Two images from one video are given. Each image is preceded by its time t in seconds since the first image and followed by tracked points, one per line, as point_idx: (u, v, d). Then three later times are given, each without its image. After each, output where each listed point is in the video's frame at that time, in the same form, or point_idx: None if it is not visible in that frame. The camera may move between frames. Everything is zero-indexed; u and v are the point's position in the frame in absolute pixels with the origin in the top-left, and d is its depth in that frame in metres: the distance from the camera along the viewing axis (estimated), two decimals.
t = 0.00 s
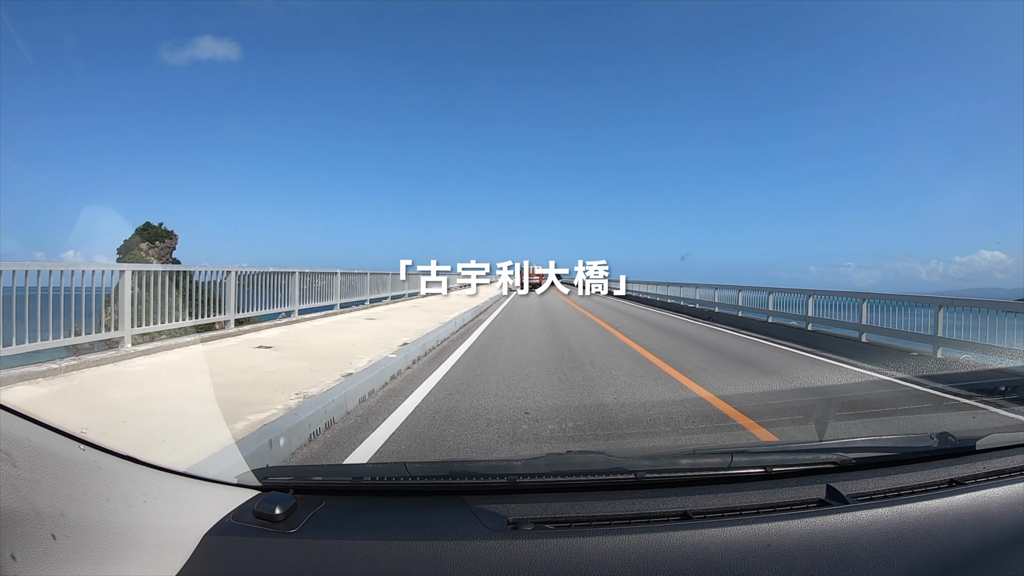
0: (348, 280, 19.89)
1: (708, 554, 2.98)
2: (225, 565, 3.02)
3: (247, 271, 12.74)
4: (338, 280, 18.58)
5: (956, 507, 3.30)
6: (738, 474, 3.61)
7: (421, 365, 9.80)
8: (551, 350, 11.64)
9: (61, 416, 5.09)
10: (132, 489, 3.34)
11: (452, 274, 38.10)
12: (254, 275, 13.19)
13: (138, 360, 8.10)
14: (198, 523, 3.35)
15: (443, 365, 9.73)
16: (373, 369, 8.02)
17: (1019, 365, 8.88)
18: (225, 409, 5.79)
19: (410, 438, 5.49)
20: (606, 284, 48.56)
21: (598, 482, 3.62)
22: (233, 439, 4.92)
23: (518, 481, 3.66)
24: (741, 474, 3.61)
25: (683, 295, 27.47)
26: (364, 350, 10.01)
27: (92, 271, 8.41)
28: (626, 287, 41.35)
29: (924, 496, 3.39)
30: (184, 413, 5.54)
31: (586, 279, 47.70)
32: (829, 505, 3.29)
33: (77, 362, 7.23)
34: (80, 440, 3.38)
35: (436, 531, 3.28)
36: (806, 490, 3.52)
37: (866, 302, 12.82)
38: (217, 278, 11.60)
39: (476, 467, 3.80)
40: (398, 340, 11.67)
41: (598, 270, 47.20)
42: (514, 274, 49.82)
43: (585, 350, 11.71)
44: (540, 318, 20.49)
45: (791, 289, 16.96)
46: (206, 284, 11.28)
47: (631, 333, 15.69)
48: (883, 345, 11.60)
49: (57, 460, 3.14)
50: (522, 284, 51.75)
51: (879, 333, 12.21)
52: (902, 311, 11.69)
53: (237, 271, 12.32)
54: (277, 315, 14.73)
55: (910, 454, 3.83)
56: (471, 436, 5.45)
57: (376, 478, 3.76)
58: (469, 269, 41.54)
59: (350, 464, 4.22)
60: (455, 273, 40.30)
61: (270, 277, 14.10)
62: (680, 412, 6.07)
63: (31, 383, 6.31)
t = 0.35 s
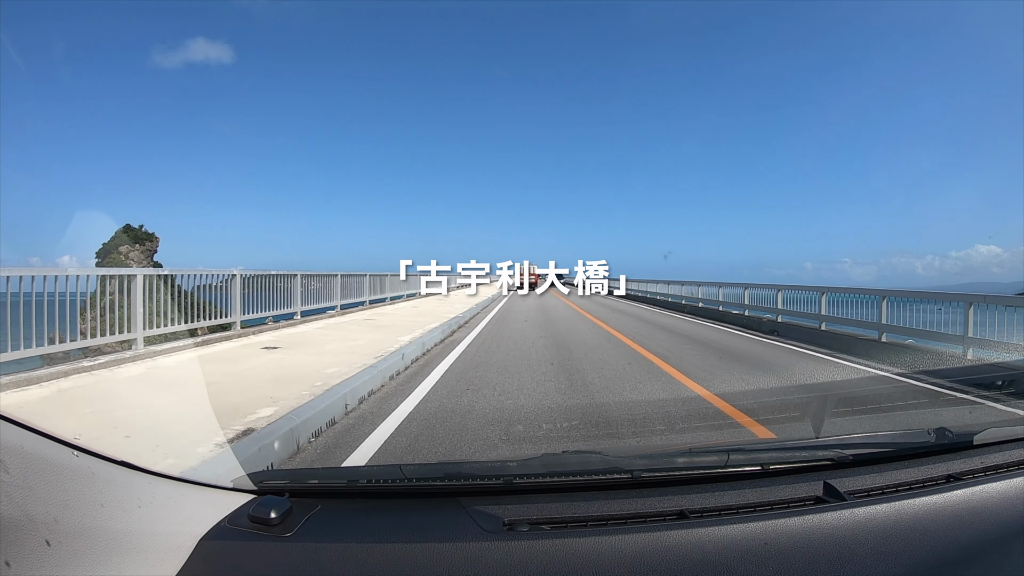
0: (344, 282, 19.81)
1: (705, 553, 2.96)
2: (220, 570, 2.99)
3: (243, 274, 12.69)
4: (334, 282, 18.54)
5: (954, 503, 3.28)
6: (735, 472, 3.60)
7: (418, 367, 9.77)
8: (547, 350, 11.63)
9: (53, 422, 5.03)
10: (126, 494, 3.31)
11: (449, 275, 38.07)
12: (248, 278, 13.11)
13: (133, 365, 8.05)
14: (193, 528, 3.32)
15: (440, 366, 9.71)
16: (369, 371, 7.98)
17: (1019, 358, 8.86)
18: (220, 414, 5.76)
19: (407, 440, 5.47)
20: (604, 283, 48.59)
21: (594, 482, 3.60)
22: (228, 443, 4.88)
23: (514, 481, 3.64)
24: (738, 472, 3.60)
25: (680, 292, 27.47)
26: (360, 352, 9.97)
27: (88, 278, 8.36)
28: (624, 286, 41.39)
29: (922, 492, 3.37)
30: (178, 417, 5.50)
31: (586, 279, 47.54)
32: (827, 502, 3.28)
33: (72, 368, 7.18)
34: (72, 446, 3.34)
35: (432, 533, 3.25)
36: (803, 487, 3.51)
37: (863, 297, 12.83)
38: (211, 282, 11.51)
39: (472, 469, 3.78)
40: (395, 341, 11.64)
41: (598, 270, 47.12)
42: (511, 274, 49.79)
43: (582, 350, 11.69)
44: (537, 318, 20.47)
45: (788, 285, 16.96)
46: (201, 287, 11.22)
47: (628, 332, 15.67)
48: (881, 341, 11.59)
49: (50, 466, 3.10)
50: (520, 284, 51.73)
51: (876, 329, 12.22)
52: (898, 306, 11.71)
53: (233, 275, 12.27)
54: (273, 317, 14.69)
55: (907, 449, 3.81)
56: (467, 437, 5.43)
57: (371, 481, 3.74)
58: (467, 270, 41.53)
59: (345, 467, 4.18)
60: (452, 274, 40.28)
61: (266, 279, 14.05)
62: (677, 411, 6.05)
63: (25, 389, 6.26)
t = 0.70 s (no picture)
0: (339, 284, 19.77)
1: (702, 548, 2.97)
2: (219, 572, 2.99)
3: (237, 277, 12.67)
4: (328, 283, 18.54)
5: (949, 495, 3.30)
6: (730, 467, 3.61)
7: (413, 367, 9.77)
8: (543, 349, 11.64)
9: (49, 427, 5.01)
10: (125, 498, 3.31)
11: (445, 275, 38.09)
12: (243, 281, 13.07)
13: (129, 370, 8.03)
14: (192, 530, 3.33)
15: (436, 366, 9.71)
16: (365, 372, 7.97)
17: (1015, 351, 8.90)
18: (216, 416, 5.75)
19: (403, 440, 5.47)
20: (601, 280, 48.64)
21: (591, 479, 3.61)
22: (224, 445, 4.87)
23: (511, 480, 3.65)
24: (733, 467, 3.61)
25: (677, 289, 27.50)
26: (356, 354, 9.96)
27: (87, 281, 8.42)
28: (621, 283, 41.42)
29: (917, 484, 3.39)
30: (174, 421, 5.49)
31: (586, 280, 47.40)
32: (822, 495, 3.30)
33: (68, 374, 7.15)
34: (71, 450, 3.34)
35: (430, 532, 3.26)
36: (799, 481, 3.53)
37: (858, 292, 12.88)
38: (204, 285, 11.47)
39: (468, 467, 3.79)
40: (390, 342, 11.65)
41: (598, 271, 46.75)
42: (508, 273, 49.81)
43: (578, 348, 11.71)
44: (533, 317, 20.47)
45: (783, 281, 17.01)
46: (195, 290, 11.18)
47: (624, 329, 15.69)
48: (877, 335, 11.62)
49: (48, 471, 3.10)
50: (517, 283, 51.73)
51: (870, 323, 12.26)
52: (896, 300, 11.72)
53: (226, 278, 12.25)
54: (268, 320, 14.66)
55: (901, 442, 3.84)
56: (463, 436, 5.44)
57: (368, 481, 3.74)
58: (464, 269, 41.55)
59: (342, 468, 4.18)
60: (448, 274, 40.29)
61: (261, 282, 14.03)
62: (673, 407, 6.07)
63: (20, 395, 6.23)
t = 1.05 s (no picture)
0: (335, 282, 19.69)
1: (705, 548, 2.96)
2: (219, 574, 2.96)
3: (232, 275, 12.59)
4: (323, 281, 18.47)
5: (951, 495, 3.31)
6: (732, 467, 3.61)
7: (410, 366, 9.73)
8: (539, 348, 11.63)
9: (43, 427, 4.96)
10: (121, 499, 3.27)
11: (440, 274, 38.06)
12: (238, 280, 12.99)
13: (124, 368, 7.96)
14: (190, 532, 3.29)
15: (432, 365, 9.67)
16: (361, 371, 7.93)
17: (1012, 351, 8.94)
18: (213, 415, 5.71)
19: (401, 439, 5.44)
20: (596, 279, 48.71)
21: (592, 479, 3.60)
22: (221, 444, 4.83)
23: (511, 480, 3.62)
24: (734, 467, 3.61)
25: (673, 288, 27.53)
26: (353, 353, 9.92)
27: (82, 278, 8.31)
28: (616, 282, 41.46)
29: (919, 484, 3.40)
30: (171, 420, 5.45)
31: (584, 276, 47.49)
32: (824, 496, 3.30)
33: (63, 372, 7.07)
34: (67, 451, 3.31)
35: (431, 533, 3.24)
36: (800, 481, 3.53)
37: (855, 292, 12.92)
38: (200, 283, 11.36)
39: (468, 467, 3.77)
40: (387, 341, 11.61)
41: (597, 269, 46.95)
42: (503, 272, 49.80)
43: (575, 347, 11.71)
44: (529, 316, 20.46)
45: (779, 281, 17.06)
46: (191, 288, 11.10)
47: (620, 328, 15.69)
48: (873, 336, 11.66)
49: (43, 472, 3.08)
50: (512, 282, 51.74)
51: (865, 324, 12.33)
52: (893, 301, 11.76)
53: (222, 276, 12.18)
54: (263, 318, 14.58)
55: (903, 442, 3.84)
56: (460, 435, 5.42)
57: (368, 481, 3.71)
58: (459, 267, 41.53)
59: (341, 467, 4.15)
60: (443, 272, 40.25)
61: (256, 280, 13.95)
62: (671, 407, 6.07)
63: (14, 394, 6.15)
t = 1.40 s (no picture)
0: (331, 279, 19.67)
1: (699, 548, 2.93)
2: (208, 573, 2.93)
3: (227, 272, 12.53)
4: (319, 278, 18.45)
5: (947, 495, 3.28)
6: (726, 466, 3.58)
7: (405, 363, 9.70)
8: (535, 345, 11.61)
9: (34, 425, 4.91)
10: (111, 496, 3.24)
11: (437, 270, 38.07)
12: (233, 276, 12.94)
13: (117, 366, 7.92)
14: (182, 530, 3.25)
15: (427, 362, 9.64)
16: (354, 368, 7.89)
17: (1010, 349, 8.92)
18: (206, 413, 5.67)
19: (395, 437, 5.40)
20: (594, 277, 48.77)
21: (586, 478, 3.56)
22: (213, 442, 4.79)
23: (504, 478, 3.58)
24: (729, 466, 3.58)
25: (670, 284, 27.55)
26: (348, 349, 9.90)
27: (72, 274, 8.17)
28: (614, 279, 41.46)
29: (914, 484, 3.37)
30: (163, 418, 5.41)
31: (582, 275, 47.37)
32: (819, 495, 3.27)
33: (56, 369, 7.03)
34: (57, 450, 3.29)
35: (424, 532, 3.21)
36: (795, 480, 3.50)
37: (853, 290, 12.90)
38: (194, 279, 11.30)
39: (460, 466, 3.73)
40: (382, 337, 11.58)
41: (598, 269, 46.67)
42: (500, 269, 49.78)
43: (571, 344, 11.69)
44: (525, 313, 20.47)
45: (778, 278, 17.05)
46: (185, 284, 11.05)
47: (616, 325, 15.67)
48: (871, 334, 11.64)
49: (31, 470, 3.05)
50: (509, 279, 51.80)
51: (864, 322, 12.29)
52: (892, 298, 11.73)
53: (216, 273, 12.13)
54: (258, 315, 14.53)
55: (899, 442, 3.82)
56: (454, 434, 5.39)
57: (359, 480, 3.67)
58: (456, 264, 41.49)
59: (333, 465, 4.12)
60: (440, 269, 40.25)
61: (251, 277, 13.92)
62: (666, 404, 6.05)
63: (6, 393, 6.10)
